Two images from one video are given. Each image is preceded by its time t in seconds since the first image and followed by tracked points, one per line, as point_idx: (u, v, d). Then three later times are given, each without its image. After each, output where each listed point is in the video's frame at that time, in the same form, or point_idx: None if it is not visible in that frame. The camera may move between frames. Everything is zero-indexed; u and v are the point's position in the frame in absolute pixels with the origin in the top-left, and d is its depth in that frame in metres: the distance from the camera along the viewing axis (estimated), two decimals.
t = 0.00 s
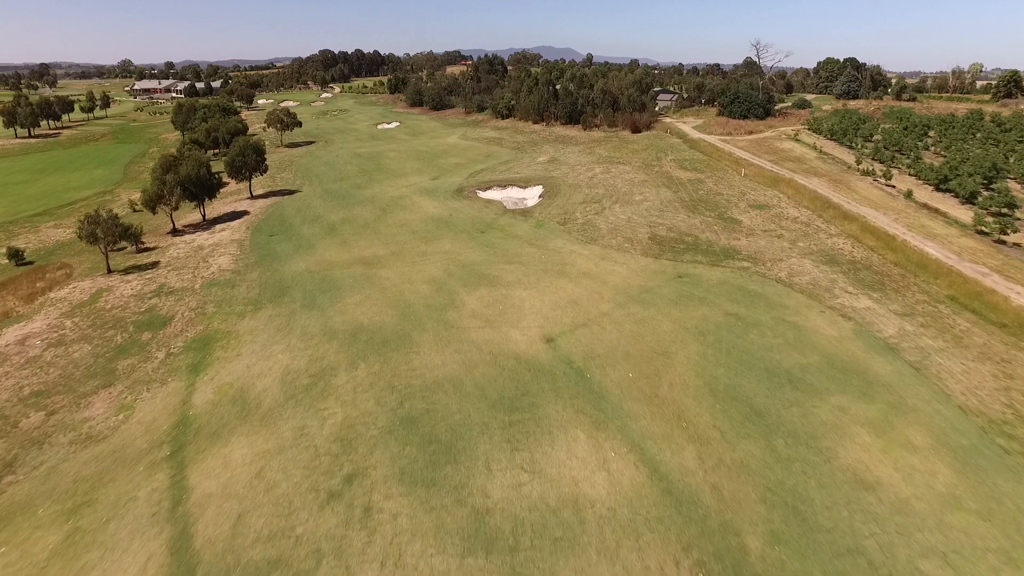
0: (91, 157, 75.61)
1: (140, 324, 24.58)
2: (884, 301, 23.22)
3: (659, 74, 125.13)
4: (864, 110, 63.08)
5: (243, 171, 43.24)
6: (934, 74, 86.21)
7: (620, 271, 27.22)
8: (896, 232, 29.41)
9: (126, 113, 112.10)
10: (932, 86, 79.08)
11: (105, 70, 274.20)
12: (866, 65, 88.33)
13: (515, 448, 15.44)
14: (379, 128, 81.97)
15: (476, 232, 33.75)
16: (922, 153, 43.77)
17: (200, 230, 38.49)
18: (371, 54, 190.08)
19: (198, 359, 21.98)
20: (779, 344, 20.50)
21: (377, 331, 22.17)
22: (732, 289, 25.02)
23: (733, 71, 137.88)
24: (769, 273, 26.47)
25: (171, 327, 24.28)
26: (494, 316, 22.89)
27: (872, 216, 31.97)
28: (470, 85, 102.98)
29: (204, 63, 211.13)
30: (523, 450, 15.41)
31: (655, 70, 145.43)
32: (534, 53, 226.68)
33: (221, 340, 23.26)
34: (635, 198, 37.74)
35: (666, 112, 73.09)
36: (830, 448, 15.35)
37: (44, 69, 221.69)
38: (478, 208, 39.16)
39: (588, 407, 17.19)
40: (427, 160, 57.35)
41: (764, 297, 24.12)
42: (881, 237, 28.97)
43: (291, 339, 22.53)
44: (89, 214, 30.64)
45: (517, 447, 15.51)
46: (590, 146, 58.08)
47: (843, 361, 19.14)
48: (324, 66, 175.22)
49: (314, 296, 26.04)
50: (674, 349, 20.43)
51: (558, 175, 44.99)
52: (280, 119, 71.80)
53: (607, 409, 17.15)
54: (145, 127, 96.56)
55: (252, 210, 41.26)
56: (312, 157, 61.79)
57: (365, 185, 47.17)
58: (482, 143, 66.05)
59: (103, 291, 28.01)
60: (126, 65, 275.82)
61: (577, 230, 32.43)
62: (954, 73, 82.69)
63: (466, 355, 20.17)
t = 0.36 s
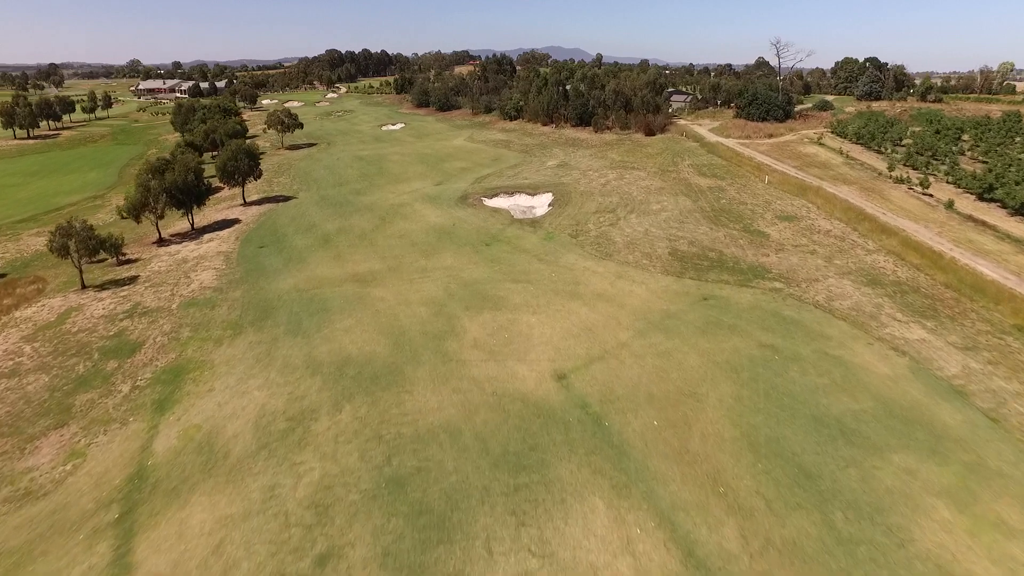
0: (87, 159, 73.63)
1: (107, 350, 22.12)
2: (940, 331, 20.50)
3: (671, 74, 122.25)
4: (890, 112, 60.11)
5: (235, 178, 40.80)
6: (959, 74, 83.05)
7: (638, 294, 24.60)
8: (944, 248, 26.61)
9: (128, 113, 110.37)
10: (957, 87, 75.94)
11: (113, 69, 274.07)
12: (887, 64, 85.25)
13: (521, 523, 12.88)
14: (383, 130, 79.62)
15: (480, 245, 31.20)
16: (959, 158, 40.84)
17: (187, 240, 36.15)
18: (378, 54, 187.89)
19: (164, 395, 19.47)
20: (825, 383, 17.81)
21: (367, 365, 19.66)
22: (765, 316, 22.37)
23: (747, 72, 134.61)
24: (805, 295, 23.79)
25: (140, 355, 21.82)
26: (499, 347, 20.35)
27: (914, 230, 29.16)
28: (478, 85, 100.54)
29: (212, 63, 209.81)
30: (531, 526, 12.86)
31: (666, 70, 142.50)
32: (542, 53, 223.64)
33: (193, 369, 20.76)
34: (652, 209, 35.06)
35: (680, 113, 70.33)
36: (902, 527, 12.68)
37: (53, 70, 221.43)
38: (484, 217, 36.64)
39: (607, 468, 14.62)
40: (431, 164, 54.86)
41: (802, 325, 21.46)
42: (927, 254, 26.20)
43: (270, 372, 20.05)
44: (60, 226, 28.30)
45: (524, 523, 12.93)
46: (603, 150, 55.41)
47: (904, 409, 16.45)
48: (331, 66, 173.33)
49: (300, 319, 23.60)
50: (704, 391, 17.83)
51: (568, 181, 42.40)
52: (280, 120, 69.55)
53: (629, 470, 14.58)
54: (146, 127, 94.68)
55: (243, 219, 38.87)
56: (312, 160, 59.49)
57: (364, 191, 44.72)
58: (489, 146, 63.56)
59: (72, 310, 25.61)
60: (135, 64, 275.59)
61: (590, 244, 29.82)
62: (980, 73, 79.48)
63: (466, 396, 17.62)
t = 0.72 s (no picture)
0: (85, 161, 71.75)
1: (65, 382, 19.67)
2: (1012, 371, 17.78)
3: (685, 75, 119.34)
4: (918, 114, 57.09)
5: (228, 183, 38.61)
6: (986, 74, 79.78)
7: (660, 321, 22.02)
8: (1001, 268, 23.82)
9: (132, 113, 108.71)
10: (986, 87, 72.69)
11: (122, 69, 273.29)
12: (911, 64, 82.03)
13: None
14: (389, 131, 77.31)
15: (486, 260, 28.72)
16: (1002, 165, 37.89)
17: (174, 251, 33.85)
18: (387, 54, 185.94)
19: (121, 439, 16.96)
20: (887, 437, 15.15)
21: (353, 407, 17.18)
22: (806, 348, 19.73)
23: (763, 72, 131.16)
24: (850, 323, 21.08)
25: (101, 388, 19.38)
26: (504, 387, 17.82)
27: (965, 246, 26.33)
28: (486, 85, 98.09)
29: (220, 62, 208.85)
30: None
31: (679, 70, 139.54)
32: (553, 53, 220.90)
33: (157, 406, 18.30)
34: (671, 220, 32.46)
35: (696, 115, 67.57)
36: None
37: (62, 70, 221.07)
38: (491, 227, 34.14)
39: (633, 552, 12.05)
40: (436, 168, 52.42)
41: (851, 361, 18.78)
42: (983, 276, 23.46)
43: (243, 413, 17.58)
44: (30, 237, 26.03)
45: None
46: (616, 154, 52.81)
47: (986, 474, 13.76)
48: (339, 65, 171.46)
49: (283, 348, 21.16)
50: (742, 446, 15.22)
51: (581, 188, 39.84)
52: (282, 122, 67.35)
53: (660, 555, 11.99)
54: (148, 128, 92.89)
55: (235, 228, 36.54)
56: (313, 164, 57.25)
57: (365, 198, 42.35)
58: (497, 149, 61.08)
59: (36, 333, 23.24)
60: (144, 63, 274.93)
61: (605, 260, 27.25)
62: (1010, 73, 76.15)
63: (465, 452, 15.10)
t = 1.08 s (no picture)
0: (84, 163, 69.89)
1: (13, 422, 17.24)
2: None
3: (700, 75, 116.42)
4: (951, 116, 54.07)
5: (219, 191, 36.40)
6: (1018, 75, 76.42)
7: (688, 355, 19.42)
8: None
9: (136, 113, 107.12)
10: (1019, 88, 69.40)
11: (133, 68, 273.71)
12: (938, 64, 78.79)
13: None
14: (395, 133, 74.99)
15: (492, 279, 26.20)
16: None
17: (158, 264, 31.61)
18: (396, 54, 183.97)
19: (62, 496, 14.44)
20: (974, 515, 12.45)
21: (334, 464, 14.69)
22: (860, 391, 17.04)
23: (780, 73, 127.99)
24: (907, 360, 18.40)
25: (51, 429, 16.94)
26: (510, 441, 15.27)
27: None
28: (496, 86, 95.68)
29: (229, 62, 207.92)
30: None
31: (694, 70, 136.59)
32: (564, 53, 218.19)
33: (111, 451, 15.91)
34: (694, 235, 29.84)
35: (714, 117, 64.81)
36: None
37: (72, 70, 221.19)
38: (498, 240, 31.65)
39: None
40: (442, 173, 49.99)
41: (915, 408, 16.09)
42: None
43: (208, 467, 15.09)
44: None
45: None
46: (631, 159, 50.16)
47: None
48: (347, 65, 169.71)
49: (262, 384, 18.75)
50: (797, 523, 12.56)
51: (595, 196, 37.29)
52: (284, 124, 65.20)
53: None
54: (151, 129, 91.14)
55: (225, 239, 34.29)
56: (315, 168, 55.00)
57: (366, 205, 39.99)
58: (506, 152, 58.65)
59: None
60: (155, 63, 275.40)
61: (624, 281, 24.67)
62: None
63: (462, 529, 12.58)
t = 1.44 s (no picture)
0: (81, 165, 67.96)
1: None
2: None
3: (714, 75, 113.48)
4: (987, 119, 51.06)
5: (209, 198, 34.15)
6: None
7: (723, 398, 16.83)
8: None
9: (140, 113, 105.46)
10: None
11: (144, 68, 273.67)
12: (966, 63, 75.53)
13: None
14: (401, 135, 72.67)
15: (498, 301, 23.70)
16: None
17: (140, 277, 29.33)
18: (405, 53, 181.91)
19: None
20: None
21: (306, 543, 12.22)
22: (933, 449, 14.38)
23: (795, 74, 124.75)
24: (982, 408, 15.74)
25: None
26: (517, 513, 12.75)
27: None
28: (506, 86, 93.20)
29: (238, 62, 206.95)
30: None
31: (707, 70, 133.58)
32: (576, 52, 215.21)
33: (47, 515, 13.46)
34: (721, 251, 27.20)
35: (733, 119, 62.02)
36: None
37: (82, 69, 220.67)
38: (506, 254, 29.16)
39: None
40: (448, 178, 47.53)
41: (1003, 474, 13.41)
42: None
43: (157, 540, 12.61)
44: None
45: None
46: (647, 164, 47.48)
47: None
48: (356, 65, 167.74)
49: (233, 428, 16.34)
50: None
51: (611, 205, 34.72)
52: (286, 125, 63.00)
53: None
54: (153, 129, 89.27)
55: (213, 251, 32.01)
56: (316, 171, 52.73)
57: (366, 213, 37.63)
58: (516, 155, 56.18)
59: None
60: (164, 62, 275.09)
61: (645, 307, 22.11)
62: None
63: None
